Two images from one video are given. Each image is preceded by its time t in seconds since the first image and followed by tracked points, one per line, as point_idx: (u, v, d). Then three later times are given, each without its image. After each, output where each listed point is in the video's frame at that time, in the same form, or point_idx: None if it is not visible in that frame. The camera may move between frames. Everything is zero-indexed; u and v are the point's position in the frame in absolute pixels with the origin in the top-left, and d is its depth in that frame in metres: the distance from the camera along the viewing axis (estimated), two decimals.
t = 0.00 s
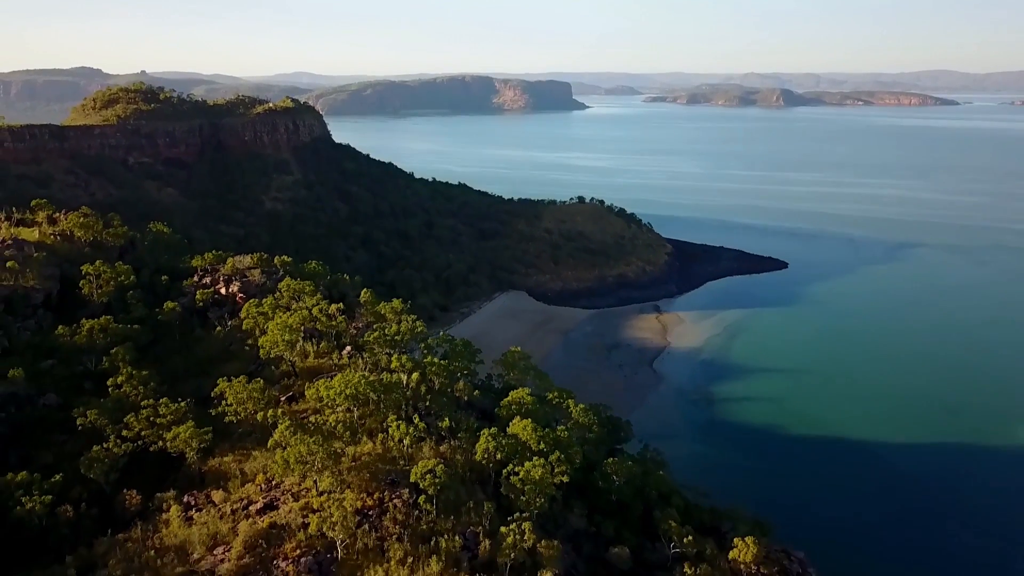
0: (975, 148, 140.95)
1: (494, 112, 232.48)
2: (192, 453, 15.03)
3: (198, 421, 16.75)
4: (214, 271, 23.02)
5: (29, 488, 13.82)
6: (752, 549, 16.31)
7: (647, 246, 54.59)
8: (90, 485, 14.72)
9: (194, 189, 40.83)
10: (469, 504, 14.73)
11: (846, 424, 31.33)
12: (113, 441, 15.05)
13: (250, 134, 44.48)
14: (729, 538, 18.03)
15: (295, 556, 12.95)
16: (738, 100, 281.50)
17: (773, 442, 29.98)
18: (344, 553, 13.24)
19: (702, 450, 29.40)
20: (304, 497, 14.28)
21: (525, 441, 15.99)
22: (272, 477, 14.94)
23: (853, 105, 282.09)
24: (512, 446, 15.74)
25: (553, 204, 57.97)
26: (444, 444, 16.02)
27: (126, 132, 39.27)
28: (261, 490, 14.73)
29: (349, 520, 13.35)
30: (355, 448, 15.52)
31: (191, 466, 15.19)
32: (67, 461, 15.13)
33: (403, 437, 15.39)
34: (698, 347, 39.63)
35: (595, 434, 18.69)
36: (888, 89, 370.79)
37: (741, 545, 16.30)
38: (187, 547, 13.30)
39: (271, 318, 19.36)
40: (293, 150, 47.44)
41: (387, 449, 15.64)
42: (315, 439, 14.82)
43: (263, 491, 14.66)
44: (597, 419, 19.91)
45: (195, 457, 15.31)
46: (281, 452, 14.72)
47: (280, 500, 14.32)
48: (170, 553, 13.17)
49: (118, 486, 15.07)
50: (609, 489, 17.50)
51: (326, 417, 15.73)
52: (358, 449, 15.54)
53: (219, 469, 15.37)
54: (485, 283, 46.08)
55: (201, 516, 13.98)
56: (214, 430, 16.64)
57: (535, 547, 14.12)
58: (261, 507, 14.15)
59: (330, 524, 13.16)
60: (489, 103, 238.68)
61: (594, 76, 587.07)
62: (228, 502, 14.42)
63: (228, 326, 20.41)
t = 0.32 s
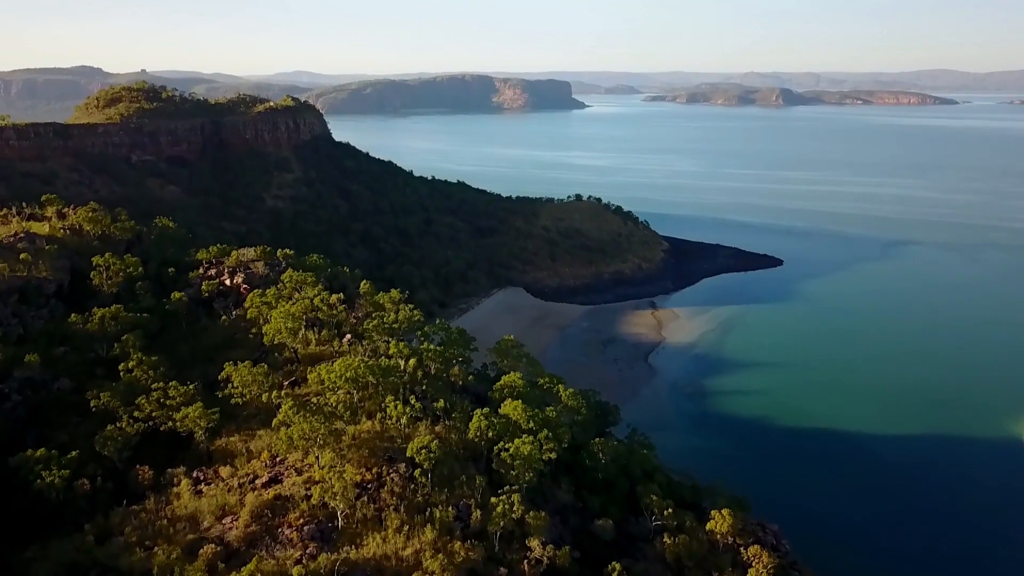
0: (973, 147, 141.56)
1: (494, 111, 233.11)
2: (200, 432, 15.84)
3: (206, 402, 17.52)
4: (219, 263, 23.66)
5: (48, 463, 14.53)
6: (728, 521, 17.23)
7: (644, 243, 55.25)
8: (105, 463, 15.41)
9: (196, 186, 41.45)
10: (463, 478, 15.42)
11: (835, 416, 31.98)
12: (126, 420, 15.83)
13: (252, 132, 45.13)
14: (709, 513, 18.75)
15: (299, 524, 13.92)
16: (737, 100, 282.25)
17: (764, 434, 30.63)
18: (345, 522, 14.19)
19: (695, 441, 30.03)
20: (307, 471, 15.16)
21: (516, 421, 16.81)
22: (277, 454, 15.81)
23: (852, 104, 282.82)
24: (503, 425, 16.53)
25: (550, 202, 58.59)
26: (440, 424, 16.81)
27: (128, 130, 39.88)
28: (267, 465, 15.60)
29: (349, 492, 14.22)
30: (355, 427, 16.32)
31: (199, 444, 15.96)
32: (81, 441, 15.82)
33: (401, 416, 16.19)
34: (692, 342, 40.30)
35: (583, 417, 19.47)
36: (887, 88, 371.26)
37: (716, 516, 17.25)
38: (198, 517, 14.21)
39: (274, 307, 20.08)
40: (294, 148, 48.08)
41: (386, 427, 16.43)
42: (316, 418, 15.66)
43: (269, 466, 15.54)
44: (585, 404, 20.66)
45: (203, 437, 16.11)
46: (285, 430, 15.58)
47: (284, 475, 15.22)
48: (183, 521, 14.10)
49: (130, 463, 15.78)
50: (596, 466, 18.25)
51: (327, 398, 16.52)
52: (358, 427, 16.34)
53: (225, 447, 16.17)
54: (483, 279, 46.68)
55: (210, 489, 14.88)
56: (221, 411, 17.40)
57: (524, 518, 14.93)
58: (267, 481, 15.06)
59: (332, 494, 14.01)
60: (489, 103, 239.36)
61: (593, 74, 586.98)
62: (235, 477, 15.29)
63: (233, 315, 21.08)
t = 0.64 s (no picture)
0: (971, 147, 142.15)
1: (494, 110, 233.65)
2: (208, 414, 16.56)
3: (213, 385, 18.25)
4: (224, 257, 24.31)
5: (65, 442, 15.21)
6: (707, 496, 18.12)
7: (640, 241, 55.89)
8: (117, 442, 16.07)
9: (198, 185, 42.05)
10: (457, 455, 16.16)
11: (824, 409, 32.68)
12: (137, 403, 16.54)
13: (253, 130, 45.78)
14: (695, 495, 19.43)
15: (302, 496, 14.68)
16: (736, 100, 282.84)
17: (756, 425, 31.32)
18: (345, 495, 14.92)
19: (688, 434, 30.71)
20: (309, 450, 15.91)
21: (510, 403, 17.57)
22: (281, 433, 16.58)
23: (851, 103, 283.53)
24: (496, 406, 17.29)
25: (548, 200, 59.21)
26: (436, 405, 17.53)
27: (131, 129, 40.48)
28: (272, 444, 16.36)
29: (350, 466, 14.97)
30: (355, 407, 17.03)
31: (207, 424, 16.66)
32: (94, 421, 16.50)
33: (399, 397, 16.89)
34: (687, 337, 40.97)
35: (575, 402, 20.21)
36: (886, 88, 371.92)
37: (695, 492, 18.14)
38: (208, 491, 15.03)
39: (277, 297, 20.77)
40: (295, 147, 48.73)
41: (384, 409, 17.16)
42: (319, 399, 16.41)
43: (273, 445, 16.30)
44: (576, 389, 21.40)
45: (211, 418, 16.83)
46: (289, 411, 16.36)
47: (288, 453, 15.99)
48: (193, 494, 14.90)
49: (142, 443, 16.48)
50: (585, 446, 18.99)
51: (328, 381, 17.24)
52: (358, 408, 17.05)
53: (232, 429, 16.90)
54: (481, 276, 47.29)
55: (218, 465, 15.66)
56: (227, 393, 18.13)
57: (515, 492, 15.67)
58: (272, 458, 15.82)
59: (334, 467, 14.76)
60: (489, 102, 239.88)
61: (593, 73, 587.71)
62: (242, 454, 16.05)
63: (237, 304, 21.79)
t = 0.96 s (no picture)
0: (968, 146, 142.80)
1: (494, 110, 234.26)
2: (216, 397, 17.25)
3: (220, 371, 18.98)
4: (229, 250, 24.97)
5: (81, 423, 15.88)
6: (688, 476, 18.63)
7: (637, 239, 56.54)
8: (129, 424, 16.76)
9: (201, 182, 42.69)
10: (452, 435, 16.90)
11: (815, 402, 33.34)
12: (148, 386, 17.21)
13: (254, 129, 46.42)
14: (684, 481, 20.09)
15: (306, 472, 15.43)
16: (736, 99, 283.50)
17: (747, 417, 32.00)
18: (346, 471, 15.71)
19: (681, 425, 31.40)
20: (312, 429, 16.65)
21: (504, 388, 18.30)
22: (285, 415, 17.31)
23: (850, 103, 284.11)
24: (491, 390, 18.02)
25: (546, 198, 59.84)
26: (434, 388, 18.25)
27: (134, 128, 41.11)
28: (276, 425, 17.09)
29: (351, 443, 15.72)
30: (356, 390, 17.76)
31: (214, 408, 17.36)
32: (108, 405, 17.20)
33: (398, 380, 17.61)
34: (683, 332, 41.63)
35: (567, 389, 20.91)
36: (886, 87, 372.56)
37: (678, 470, 18.74)
38: (216, 467, 15.79)
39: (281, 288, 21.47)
40: (295, 146, 49.38)
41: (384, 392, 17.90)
42: (321, 382, 17.14)
43: (278, 425, 17.04)
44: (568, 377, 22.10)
45: (218, 402, 17.56)
46: (293, 393, 17.09)
47: (292, 432, 16.75)
48: (203, 470, 15.66)
49: (153, 425, 17.19)
50: (576, 429, 19.71)
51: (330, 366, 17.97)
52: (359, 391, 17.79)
53: (238, 412, 17.64)
54: (480, 273, 47.93)
55: (226, 444, 16.42)
56: (234, 378, 18.86)
57: (507, 468, 16.42)
58: (277, 437, 16.56)
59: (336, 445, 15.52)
60: (489, 102, 240.52)
61: (593, 73, 588.23)
62: (248, 434, 16.80)
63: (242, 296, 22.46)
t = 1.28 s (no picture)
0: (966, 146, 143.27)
1: (494, 109, 234.75)
2: (224, 381, 17.93)
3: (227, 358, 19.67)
4: (233, 243, 25.60)
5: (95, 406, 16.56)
6: (674, 453, 19.52)
7: (634, 237, 57.17)
8: (140, 407, 17.44)
9: (204, 180, 43.33)
10: (449, 417, 17.59)
11: (805, 395, 33.98)
12: (159, 371, 17.92)
13: (255, 128, 47.11)
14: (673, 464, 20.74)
15: (310, 450, 16.10)
16: (736, 99, 283.92)
17: (740, 409, 32.66)
18: (348, 449, 16.38)
19: (674, 418, 32.08)
20: (314, 412, 17.33)
21: (499, 373, 18.97)
22: (289, 398, 18.00)
23: (850, 102, 284.49)
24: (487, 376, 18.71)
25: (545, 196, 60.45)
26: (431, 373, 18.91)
27: (138, 127, 41.74)
28: (281, 408, 17.77)
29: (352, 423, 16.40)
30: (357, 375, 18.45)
31: (222, 392, 18.05)
32: (120, 389, 17.88)
33: (397, 364, 18.28)
34: (678, 328, 42.28)
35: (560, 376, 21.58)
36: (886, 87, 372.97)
37: (664, 448, 19.56)
38: (225, 446, 16.47)
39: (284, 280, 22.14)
40: (297, 144, 50.02)
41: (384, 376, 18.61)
42: (323, 367, 17.83)
43: (283, 408, 17.73)
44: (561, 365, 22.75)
45: (225, 386, 18.25)
46: (297, 377, 17.77)
47: (297, 414, 17.45)
48: (212, 449, 16.35)
49: (163, 407, 17.89)
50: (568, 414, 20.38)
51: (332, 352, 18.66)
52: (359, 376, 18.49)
53: (244, 396, 18.33)
54: (479, 270, 48.58)
55: (233, 425, 17.11)
56: (240, 364, 19.55)
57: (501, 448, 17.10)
58: (282, 418, 17.25)
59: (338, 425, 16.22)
60: (489, 101, 241.01)
61: (592, 71, 588.47)
62: (254, 416, 17.49)
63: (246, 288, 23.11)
